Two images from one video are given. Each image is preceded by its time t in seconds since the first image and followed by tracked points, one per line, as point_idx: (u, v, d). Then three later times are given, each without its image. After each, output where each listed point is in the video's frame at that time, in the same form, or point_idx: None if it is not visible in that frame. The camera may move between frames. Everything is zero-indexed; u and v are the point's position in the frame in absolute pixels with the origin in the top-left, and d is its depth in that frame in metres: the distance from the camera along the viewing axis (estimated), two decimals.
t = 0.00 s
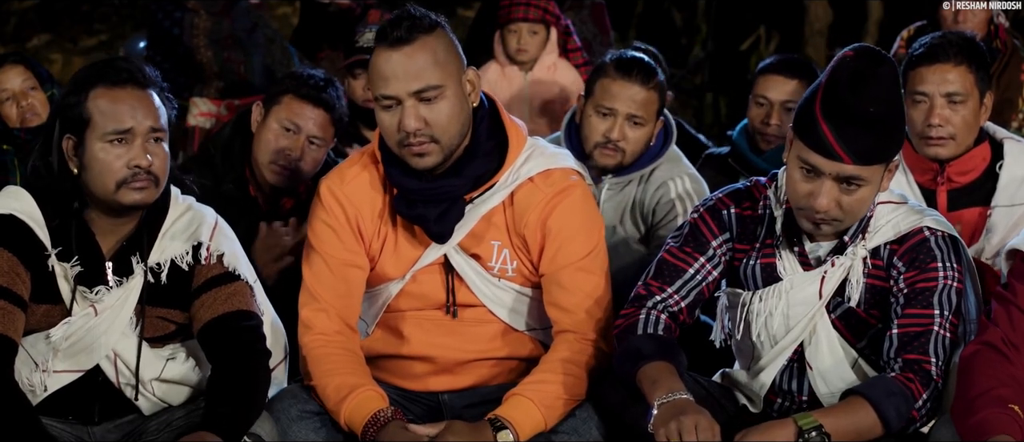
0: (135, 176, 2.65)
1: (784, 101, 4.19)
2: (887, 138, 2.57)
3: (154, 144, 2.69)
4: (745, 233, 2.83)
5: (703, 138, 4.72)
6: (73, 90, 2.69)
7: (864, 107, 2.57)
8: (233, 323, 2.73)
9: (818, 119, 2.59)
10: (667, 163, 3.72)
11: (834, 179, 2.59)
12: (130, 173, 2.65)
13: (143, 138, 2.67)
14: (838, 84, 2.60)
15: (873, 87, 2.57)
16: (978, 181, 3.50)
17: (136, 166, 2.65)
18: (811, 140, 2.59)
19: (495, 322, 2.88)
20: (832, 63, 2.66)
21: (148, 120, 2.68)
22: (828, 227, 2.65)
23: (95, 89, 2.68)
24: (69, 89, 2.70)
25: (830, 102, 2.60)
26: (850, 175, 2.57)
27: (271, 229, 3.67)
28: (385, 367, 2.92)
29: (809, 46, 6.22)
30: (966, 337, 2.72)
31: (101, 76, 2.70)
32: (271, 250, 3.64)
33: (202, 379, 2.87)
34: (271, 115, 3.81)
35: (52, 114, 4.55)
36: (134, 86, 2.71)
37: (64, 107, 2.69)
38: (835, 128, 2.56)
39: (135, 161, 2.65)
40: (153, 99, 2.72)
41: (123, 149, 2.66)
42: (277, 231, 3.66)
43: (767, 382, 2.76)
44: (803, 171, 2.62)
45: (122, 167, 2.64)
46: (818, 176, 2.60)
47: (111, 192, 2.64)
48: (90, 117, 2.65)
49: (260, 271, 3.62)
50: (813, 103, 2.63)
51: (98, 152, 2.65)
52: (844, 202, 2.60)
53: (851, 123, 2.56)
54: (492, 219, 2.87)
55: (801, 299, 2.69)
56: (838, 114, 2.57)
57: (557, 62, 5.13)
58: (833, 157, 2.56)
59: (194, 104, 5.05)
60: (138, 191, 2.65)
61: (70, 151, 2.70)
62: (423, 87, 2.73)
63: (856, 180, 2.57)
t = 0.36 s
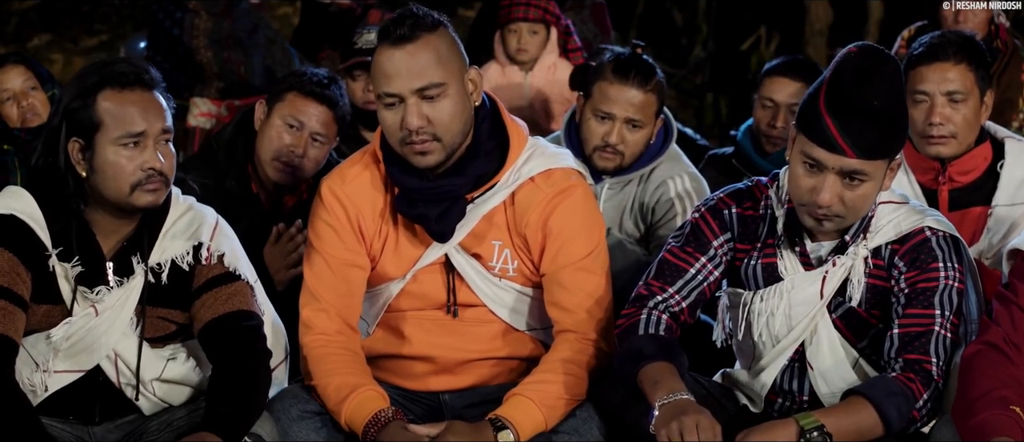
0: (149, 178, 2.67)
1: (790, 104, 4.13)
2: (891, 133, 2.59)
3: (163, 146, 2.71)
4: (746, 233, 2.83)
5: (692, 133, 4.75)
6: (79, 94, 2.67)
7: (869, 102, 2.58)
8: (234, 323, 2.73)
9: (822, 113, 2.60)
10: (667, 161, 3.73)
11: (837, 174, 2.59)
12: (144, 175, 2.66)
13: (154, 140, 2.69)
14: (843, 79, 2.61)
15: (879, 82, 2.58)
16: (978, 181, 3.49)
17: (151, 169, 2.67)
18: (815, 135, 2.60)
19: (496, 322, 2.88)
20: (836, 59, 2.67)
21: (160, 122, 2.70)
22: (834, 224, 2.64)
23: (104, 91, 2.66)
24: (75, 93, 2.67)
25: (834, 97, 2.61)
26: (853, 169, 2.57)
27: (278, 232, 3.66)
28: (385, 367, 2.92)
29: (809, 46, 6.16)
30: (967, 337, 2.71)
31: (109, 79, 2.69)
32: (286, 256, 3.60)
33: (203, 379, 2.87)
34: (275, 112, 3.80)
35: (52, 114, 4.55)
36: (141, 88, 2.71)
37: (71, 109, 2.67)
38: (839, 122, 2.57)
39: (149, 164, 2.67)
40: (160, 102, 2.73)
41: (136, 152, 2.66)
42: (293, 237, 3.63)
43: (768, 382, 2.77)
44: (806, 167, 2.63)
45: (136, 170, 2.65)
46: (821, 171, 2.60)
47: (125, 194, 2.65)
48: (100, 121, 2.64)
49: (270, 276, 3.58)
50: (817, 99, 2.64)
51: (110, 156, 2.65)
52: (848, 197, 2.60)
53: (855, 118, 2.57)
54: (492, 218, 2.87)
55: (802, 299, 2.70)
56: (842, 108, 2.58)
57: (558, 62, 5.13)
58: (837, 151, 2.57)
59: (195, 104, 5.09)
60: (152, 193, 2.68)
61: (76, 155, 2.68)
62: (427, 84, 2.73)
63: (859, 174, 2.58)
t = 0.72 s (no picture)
0: (159, 181, 2.67)
1: (785, 102, 4.14)
2: (897, 127, 2.60)
3: (172, 148, 2.72)
4: (750, 233, 2.83)
5: (700, 137, 4.74)
6: (89, 98, 2.66)
7: (875, 96, 2.60)
8: (238, 323, 2.73)
9: (828, 107, 2.62)
10: (671, 164, 3.72)
11: (843, 168, 2.60)
12: (155, 178, 2.66)
13: (165, 143, 2.69)
14: (849, 73, 2.64)
15: (885, 76, 2.61)
16: (979, 182, 3.49)
17: (162, 172, 2.67)
18: (821, 129, 2.61)
19: (499, 321, 2.88)
20: (841, 56, 2.69)
21: (169, 125, 2.70)
22: (842, 217, 2.64)
23: (114, 93, 2.66)
24: (84, 97, 2.67)
25: (841, 91, 2.63)
26: (858, 163, 2.59)
27: (289, 228, 3.67)
28: (388, 368, 2.92)
29: (812, 46, 6.12)
30: (971, 338, 2.70)
31: (118, 82, 2.68)
32: (293, 250, 3.59)
33: (206, 379, 2.87)
34: (277, 108, 3.78)
35: (55, 114, 4.55)
36: (151, 90, 2.71)
37: (80, 111, 2.66)
38: (845, 114, 2.59)
39: (160, 167, 2.67)
40: (169, 104, 2.73)
41: (147, 155, 2.66)
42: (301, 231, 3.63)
43: (772, 382, 2.77)
44: (811, 161, 2.64)
45: (148, 172, 2.65)
46: (826, 166, 2.62)
47: (136, 197, 2.65)
48: (110, 124, 2.64)
49: (272, 272, 3.57)
50: (823, 93, 2.66)
51: (121, 159, 2.64)
52: (853, 192, 2.61)
53: (862, 111, 2.59)
54: (494, 216, 2.87)
55: (806, 299, 2.70)
56: (849, 102, 2.60)
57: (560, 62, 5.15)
58: (842, 144, 2.58)
59: (197, 105, 5.01)
60: (161, 195, 2.68)
61: (84, 156, 2.68)
62: (437, 80, 2.73)
63: (864, 169, 2.59)
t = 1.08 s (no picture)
0: (178, 182, 2.68)
1: (808, 104, 4.13)
2: (917, 126, 2.61)
3: (190, 149, 2.73)
4: (767, 234, 2.83)
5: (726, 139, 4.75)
6: (108, 99, 2.66)
7: (896, 94, 2.60)
8: (254, 323, 2.74)
9: (849, 105, 2.62)
10: (686, 164, 3.72)
11: (863, 166, 2.60)
12: (174, 179, 2.67)
13: (183, 144, 2.71)
14: (870, 71, 2.64)
15: (905, 74, 2.61)
16: (998, 183, 3.49)
17: (180, 172, 2.68)
18: (841, 127, 2.61)
19: (515, 322, 2.88)
20: (860, 56, 2.70)
21: (187, 126, 2.71)
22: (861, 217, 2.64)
23: (133, 94, 2.66)
24: (103, 98, 2.66)
25: (861, 89, 2.63)
26: (878, 161, 2.59)
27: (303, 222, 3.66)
28: (403, 369, 2.92)
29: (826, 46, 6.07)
30: (987, 339, 2.70)
31: (137, 82, 2.68)
32: (308, 243, 3.60)
33: (222, 379, 2.88)
34: (296, 106, 3.77)
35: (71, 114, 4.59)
36: (168, 91, 2.71)
37: (99, 112, 2.66)
38: (866, 111, 2.59)
39: (178, 168, 2.68)
40: (186, 105, 2.74)
41: (166, 156, 2.67)
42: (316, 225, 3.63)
43: (789, 382, 2.77)
44: (831, 160, 2.64)
45: (167, 174, 2.66)
46: (846, 164, 2.62)
47: (155, 198, 2.66)
48: (128, 125, 2.64)
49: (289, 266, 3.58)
50: (843, 91, 2.66)
51: (140, 160, 2.65)
52: (872, 190, 2.60)
53: (882, 109, 2.59)
54: (509, 218, 2.86)
55: (823, 299, 2.70)
56: (869, 100, 2.60)
57: (575, 63, 5.12)
58: (863, 142, 2.58)
59: (213, 105, 4.97)
60: (180, 197, 2.69)
61: (102, 157, 2.68)
62: (469, 83, 2.74)
63: (884, 167, 2.59)
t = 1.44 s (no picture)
0: (198, 184, 2.68)
1: (831, 106, 4.11)
2: (935, 124, 2.61)
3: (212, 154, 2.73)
4: (784, 235, 2.83)
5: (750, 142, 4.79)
6: (130, 99, 2.67)
7: (913, 92, 2.60)
8: (271, 323, 2.74)
9: (866, 104, 2.62)
10: (705, 165, 3.72)
11: (880, 164, 2.61)
12: (194, 182, 2.67)
13: (204, 147, 2.70)
14: (887, 68, 2.64)
15: (922, 71, 2.61)
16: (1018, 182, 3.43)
17: (201, 175, 2.68)
18: (858, 126, 2.62)
19: (532, 323, 2.88)
20: (877, 55, 2.70)
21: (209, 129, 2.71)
22: (879, 214, 2.63)
23: (155, 95, 2.67)
24: (126, 99, 2.68)
25: (879, 86, 2.64)
26: (895, 159, 2.59)
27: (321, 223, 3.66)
28: (420, 369, 2.92)
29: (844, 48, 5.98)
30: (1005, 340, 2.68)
31: (159, 83, 2.69)
32: (326, 244, 3.60)
33: (239, 379, 2.88)
34: (314, 106, 3.78)
35: (88, 115, 4.62)
36: (190, 93, 2.71)
37: (122, 112, 2.67)
38: (884, 109, 2.59)
39: (199, 170, 2.67)
40: (208, 108, 2.74)
41: (187, 159, 2.67)
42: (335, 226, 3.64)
43: (806, 383, 2.77)
44: (848, 159, 2.65)
45: (187, 176, 2.66)
46: (864, 162, 2.62)
47: (175, 200, 2.66)
48: (150, 126, 2.65)
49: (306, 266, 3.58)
50: (861, 88, 2.66)
51: (161, 161, 2.65)
52: (890, 189, 2.60)
53: (899, 106, 2.59)
54: (528, 220, 2.86)
55: (840, 300, 2.70)
56: (886, 98, 2.60)
57: (592, 63, 5.13)
58: (880, 140, 2.58)
59: (230, 105, 4.94)
60: (200, 199, 2.69)
61: (123, 157, 2.69)
62: (505, 87, 2.74)
63: (903, 165, 2.59)
